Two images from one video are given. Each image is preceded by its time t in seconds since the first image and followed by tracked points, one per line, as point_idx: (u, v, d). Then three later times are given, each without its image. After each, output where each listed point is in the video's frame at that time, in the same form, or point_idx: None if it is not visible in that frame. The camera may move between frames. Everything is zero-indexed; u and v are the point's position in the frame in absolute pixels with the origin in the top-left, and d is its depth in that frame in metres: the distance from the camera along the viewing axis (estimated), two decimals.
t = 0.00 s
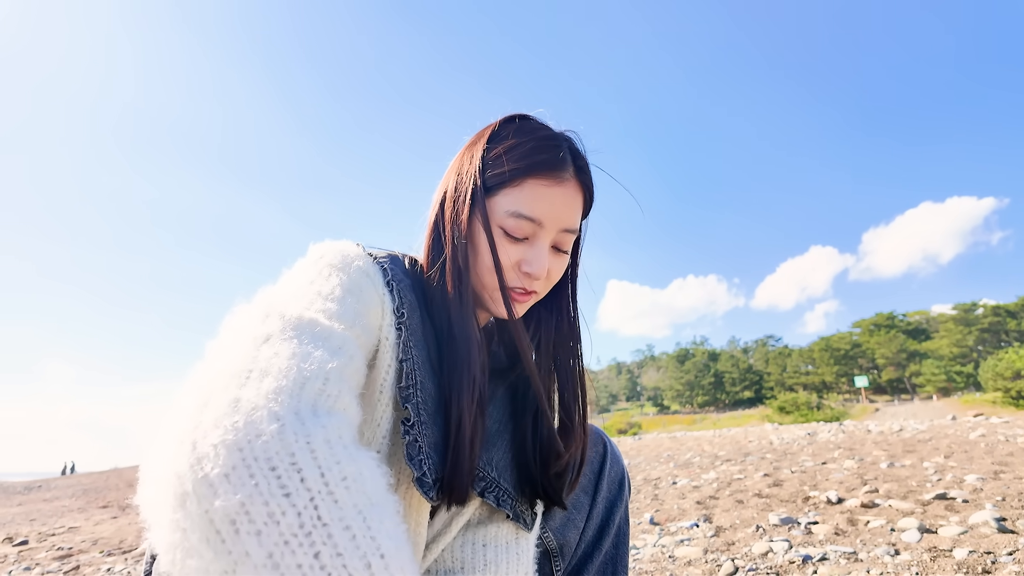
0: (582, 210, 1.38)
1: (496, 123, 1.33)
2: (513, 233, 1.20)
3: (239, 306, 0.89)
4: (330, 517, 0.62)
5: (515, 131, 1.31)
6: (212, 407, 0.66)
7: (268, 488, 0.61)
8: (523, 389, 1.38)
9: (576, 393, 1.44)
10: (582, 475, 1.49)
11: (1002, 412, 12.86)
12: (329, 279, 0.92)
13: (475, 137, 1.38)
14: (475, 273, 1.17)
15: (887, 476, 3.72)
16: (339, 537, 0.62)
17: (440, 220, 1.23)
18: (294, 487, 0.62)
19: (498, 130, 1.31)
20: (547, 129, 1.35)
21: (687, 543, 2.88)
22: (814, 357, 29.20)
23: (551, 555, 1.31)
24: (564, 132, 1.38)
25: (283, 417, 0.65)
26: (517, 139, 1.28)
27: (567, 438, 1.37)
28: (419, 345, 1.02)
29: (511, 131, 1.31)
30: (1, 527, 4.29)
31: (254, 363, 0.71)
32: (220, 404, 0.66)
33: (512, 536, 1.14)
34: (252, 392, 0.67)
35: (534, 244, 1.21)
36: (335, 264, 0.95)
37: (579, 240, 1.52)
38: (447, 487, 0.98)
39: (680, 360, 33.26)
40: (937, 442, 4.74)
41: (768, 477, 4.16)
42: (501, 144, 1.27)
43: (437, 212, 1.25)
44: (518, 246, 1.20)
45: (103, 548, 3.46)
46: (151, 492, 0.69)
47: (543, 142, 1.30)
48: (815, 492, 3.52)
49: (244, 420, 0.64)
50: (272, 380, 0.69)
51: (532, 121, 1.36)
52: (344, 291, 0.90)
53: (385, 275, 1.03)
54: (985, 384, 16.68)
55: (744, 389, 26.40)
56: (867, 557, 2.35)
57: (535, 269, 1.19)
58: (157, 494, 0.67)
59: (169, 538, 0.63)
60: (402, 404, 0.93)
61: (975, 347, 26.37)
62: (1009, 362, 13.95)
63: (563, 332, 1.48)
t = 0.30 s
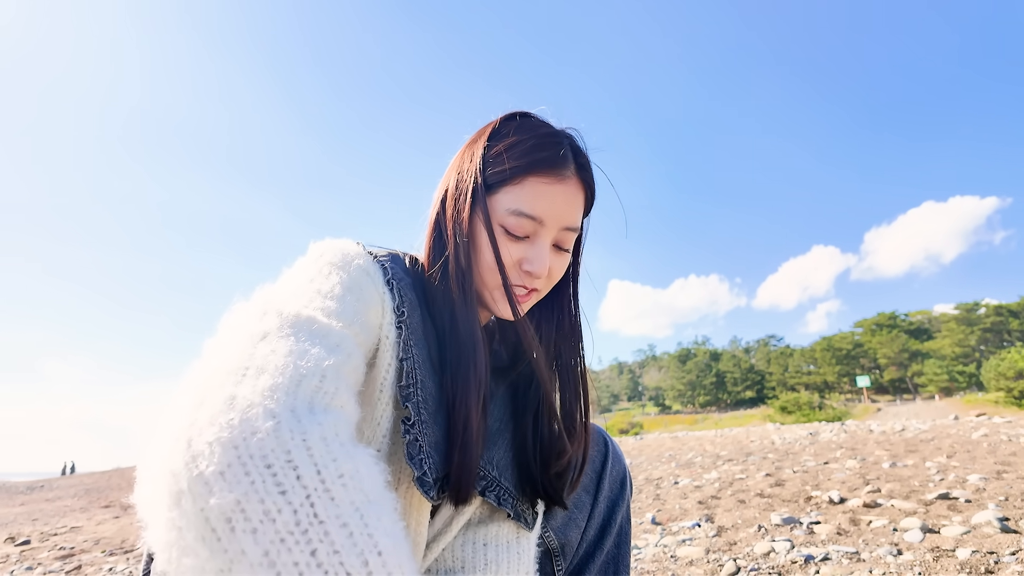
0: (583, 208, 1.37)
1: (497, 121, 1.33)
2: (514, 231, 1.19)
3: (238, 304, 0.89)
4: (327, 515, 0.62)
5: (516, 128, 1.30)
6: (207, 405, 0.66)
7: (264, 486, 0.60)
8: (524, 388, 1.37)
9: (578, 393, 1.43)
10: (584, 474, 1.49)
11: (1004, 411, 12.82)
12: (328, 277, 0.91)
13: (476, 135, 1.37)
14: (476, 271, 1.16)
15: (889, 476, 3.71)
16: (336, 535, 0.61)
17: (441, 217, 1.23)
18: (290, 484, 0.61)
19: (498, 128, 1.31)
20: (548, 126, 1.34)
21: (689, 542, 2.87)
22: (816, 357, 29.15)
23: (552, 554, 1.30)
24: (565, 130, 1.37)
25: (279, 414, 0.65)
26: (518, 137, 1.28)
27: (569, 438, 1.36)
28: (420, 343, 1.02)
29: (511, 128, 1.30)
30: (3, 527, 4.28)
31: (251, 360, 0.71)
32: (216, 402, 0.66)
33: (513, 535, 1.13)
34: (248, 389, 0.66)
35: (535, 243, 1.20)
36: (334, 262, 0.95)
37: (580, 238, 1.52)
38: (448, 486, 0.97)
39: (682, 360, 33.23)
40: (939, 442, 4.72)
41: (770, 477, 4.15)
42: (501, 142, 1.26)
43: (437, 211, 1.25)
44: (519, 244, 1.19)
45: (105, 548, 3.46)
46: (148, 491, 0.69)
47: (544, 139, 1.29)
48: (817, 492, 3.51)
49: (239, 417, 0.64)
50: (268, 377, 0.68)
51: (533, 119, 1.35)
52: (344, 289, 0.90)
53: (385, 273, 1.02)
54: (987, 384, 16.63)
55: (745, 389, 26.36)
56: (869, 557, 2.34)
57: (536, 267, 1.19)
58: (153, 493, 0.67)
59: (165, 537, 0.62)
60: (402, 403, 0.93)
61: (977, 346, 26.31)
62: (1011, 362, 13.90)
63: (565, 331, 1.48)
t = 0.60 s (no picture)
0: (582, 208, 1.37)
1: (496, 122, 1.33)
2: (513, 232, 1.19)
3: (237, 304, 0.89)
4: (324, 516, 0.62)
5: (515, 129, 1.30)
6: (206, 406, 0.66)
7: (262, 487, 0.61)
8: (523, 389, 1.37)
9: (578, 394, 1.43)
10: (583, 474, 1.49)
11: (1007, 412, 12.79)
12: (328, 278, 0.91)
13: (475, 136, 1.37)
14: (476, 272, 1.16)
15: (891, 476, 3.70)
16: (334, 536, 0.61)
17: (440, 218, 1.23)
18: (288, 485, 0.61)
19: (497, 129, 1.31)
20: (547, 127, 1.34)
21: (691, 543, 2.87)
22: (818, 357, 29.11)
23: (552, 555, 1.30)
24: (564, 130, 1.37)
25: (278, 415, 0.65)
26: (517, 138, 1.28)
27: (569, 439, 1.36)
28: (419, 345, 1.02)
29: (510, 129, 1.30)
30: (6, 527, 4.29)
31: (249, 361, 0.71)
32: (214, 403, 0.66)
33: (512, 536, 1.13)
34: (246, 390, 0.67)
35: (534, 243, 1.20)
36: (334, 264, 0.95)
37: (580, 238, 1.52)
38: (447, 487, 0.97)
39: (684, 360, 33.21)
40: (942, 443, 4.71)
41: (772, 477, 4.14)
42: (500, 142, 1.26)
43: (437, 212, 1.25)
44: (518, 245, 1.19)
45: (108, 547, 3.46)
46: (146, 491, 0.69)
47: (543, 140, 1.29)
48: (819, 493, 3.50)
49: (238, 418, 0.64)
50: (266, 378, 0.68)
51: (532, 120, 1.35)
52: (344, 291, 0.90)
53: (385, 275, 1.03)
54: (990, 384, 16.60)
55: (748, 389, 26.32)
56: (871, 557, 2.33)
57: (535, 268, 1.19)
58: (151, 493, 0.67)
59: (163, 537, 0.62)
60: (401, 405, 0.93)
61: (980, 346, 26.24)
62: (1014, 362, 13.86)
63: (564, 331, 1.48)
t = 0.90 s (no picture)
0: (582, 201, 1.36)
1: (495, 114, 1.31)
2: (512, 224, 1.17)
3: (232, 298, 0.87)
4: (319, 510, 0.60)
5: (514, 121, 1.29)
6: (198, 399, 0.64)
7: (255, 481, 0.59)
8: (523, 385, 1.36)
9: (578, 390, 1.41)
10: (585, 472, 1.47)
11: (1009, 411, 12.75)
12: (325, 272, 0.89)
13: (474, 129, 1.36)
14: (475, 266, 1.15)
15: (894, 475, 3.68)
16: (328, 531, 0.60)
17: (439, 212, 1.21)
18: (281, 479, 0.60)
19: (496, 121, 1.29)
20: (546, 119, 1.32)
21: (692, 542, 2.85)
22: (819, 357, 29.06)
23: (552, 553, 1.28)
24: (563, 122, 1.35)
25: (271, 408, 0.63)
26: (516, 130, 1.26)
27: (569, 436, 1.34)
28: (417, 340, 1.00)
29: (509, 121, 1.29)
30: (6, 527, 4.28)
31: (243, 353, 0.69)
32: (207, 396, 0.64)
33: (513, 533, 1.11)
34: (239, 382, 0.65)
35: (534, 237, 1.19)
36: (331, 257, 0.93)
37: (580, 233, 1.50)
38: (446, 484, 0.95)
39: (685, 359, 33.17)
40: (944, 442, 4.68)
41: (774, 477, 4.12)
42: (499, 135, 1.24)
43: (435, 205, 1.23)
44: (518, 238, 1.18)
45: (108, 547, 3.45)
46: (138, 486, 0.67)
47: (542, 132, 1.28)
48: (822, 492, 3.48)
49: (230, 411, 0.62)
50: (260, 371, 0.67)
51: (531, 112, 1.33)
52: (341, 284, 0.88)
53: (383, 269, 1.01)
54: (992, 383, 16.54)
55: (749, 388, 26.28)
56: (874, 557, 2.31)
57: (535, 261, 1.17)
58: (142, 488, 0.65)
59: (154, 532, 0.61)
60: (400, 400, 0.91)
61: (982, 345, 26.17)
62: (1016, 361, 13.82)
63: (565, 327, 1.46)
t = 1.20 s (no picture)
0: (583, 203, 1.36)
1: (496, 116, 1.31)
2: (513, 226, 1.17)
3: (232, 298, 0.87)
4: (308, 513, 0.60)
5: (515, 123, 1.29)
6: (190, 400, 0.64)
7: (243, 482, 0.59)
8: (524, 388, 1.35)
9: (580, 392, 1.41)
10: (586, 474, 1.47)
11: (1012, 412, 12.71)
12: (326, 273, 0.89)
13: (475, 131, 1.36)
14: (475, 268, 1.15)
15: (896, 478, 3.67)
16: (317, 533, 0.59)
17: (440, 214, 1.21)
18: (270, 481, 0.60)
19: (497, 123, 1.29)
20: (547, 121, 1.33)
21: (694, 545, 2.84)
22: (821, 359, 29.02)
23: (554, 556, 1.28)
24: (564, 124, 1.35)
25: (262, 409, 0.63)
26: (517, 132, 1.26)
27: (571, 438, 1.34)
28: (419, 342, 1.00)
29: (510, 123, 1.29)
30: (8, 530, 4.29)
31: (237, 354, 0.69)
32: (199, 396, 0.64)
33: (513, 536, 1.11)
34: (232, 383, 0.65)
35: (535, 238, 1.19)
36: (332, 259, 0.93)
37: (582, 234, 1.50)
38: (447, 486, 0.95)
39: (687, 362, 33.14)
40: (947, 445, 4.67)
41: (776, 479, 4.11)
42: (500, 136, 1.24)
43: (436, 207, 1.23)
44: (519, 240, 1.18)
45: (109, 549, 3.46)
46: (132, 488, 0.67)
47: (543, 133, 1.28)
48: (823, 495, 3.47)
49: (221, 412, 0.62)
50: (253, 372, 0.67)
51: (532, 113, 1.34)
52: (341, 286, 0.88)
53: (384, 271, 1.01)
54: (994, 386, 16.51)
55: (751, 391, 26.25)
56: (876, 560, 2.31)
57: (536, 263, 1.17)
58: (135, 489, 0.66)
59: (145, 534, 0.61)
60: (401, 402, 0.91)
61: (983, 348, 26.14)
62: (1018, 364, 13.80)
63: (566, 329, 1.46)
